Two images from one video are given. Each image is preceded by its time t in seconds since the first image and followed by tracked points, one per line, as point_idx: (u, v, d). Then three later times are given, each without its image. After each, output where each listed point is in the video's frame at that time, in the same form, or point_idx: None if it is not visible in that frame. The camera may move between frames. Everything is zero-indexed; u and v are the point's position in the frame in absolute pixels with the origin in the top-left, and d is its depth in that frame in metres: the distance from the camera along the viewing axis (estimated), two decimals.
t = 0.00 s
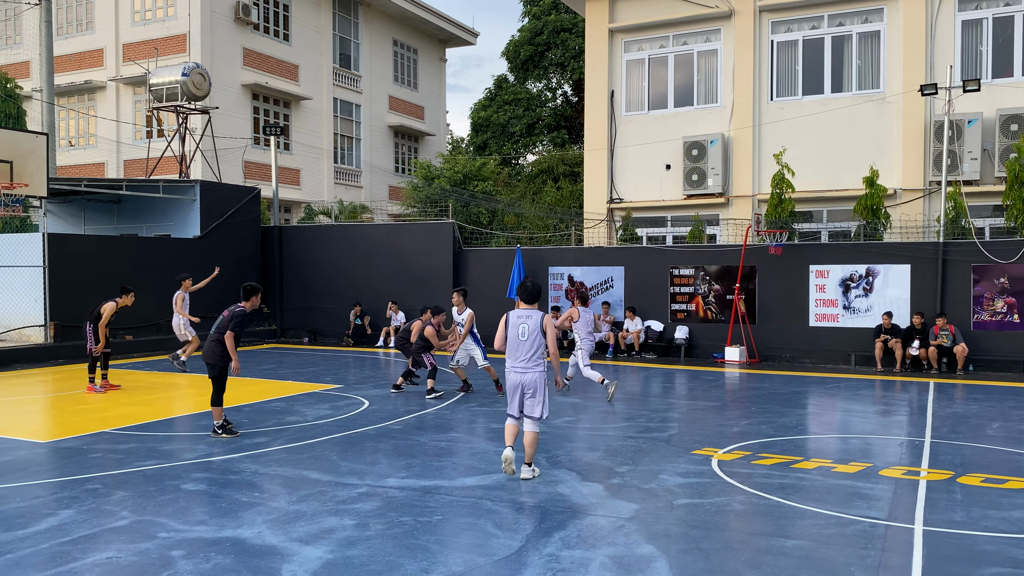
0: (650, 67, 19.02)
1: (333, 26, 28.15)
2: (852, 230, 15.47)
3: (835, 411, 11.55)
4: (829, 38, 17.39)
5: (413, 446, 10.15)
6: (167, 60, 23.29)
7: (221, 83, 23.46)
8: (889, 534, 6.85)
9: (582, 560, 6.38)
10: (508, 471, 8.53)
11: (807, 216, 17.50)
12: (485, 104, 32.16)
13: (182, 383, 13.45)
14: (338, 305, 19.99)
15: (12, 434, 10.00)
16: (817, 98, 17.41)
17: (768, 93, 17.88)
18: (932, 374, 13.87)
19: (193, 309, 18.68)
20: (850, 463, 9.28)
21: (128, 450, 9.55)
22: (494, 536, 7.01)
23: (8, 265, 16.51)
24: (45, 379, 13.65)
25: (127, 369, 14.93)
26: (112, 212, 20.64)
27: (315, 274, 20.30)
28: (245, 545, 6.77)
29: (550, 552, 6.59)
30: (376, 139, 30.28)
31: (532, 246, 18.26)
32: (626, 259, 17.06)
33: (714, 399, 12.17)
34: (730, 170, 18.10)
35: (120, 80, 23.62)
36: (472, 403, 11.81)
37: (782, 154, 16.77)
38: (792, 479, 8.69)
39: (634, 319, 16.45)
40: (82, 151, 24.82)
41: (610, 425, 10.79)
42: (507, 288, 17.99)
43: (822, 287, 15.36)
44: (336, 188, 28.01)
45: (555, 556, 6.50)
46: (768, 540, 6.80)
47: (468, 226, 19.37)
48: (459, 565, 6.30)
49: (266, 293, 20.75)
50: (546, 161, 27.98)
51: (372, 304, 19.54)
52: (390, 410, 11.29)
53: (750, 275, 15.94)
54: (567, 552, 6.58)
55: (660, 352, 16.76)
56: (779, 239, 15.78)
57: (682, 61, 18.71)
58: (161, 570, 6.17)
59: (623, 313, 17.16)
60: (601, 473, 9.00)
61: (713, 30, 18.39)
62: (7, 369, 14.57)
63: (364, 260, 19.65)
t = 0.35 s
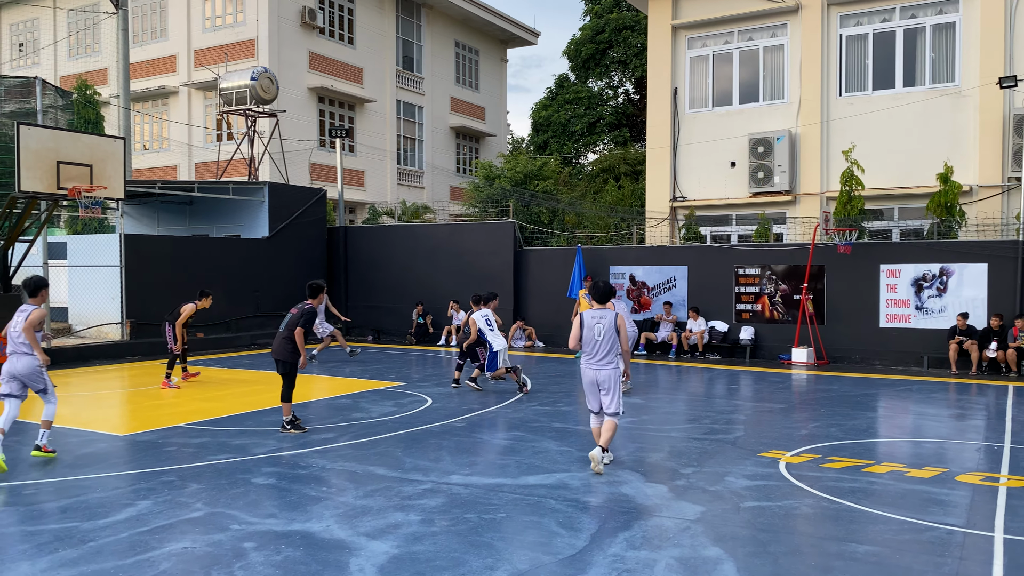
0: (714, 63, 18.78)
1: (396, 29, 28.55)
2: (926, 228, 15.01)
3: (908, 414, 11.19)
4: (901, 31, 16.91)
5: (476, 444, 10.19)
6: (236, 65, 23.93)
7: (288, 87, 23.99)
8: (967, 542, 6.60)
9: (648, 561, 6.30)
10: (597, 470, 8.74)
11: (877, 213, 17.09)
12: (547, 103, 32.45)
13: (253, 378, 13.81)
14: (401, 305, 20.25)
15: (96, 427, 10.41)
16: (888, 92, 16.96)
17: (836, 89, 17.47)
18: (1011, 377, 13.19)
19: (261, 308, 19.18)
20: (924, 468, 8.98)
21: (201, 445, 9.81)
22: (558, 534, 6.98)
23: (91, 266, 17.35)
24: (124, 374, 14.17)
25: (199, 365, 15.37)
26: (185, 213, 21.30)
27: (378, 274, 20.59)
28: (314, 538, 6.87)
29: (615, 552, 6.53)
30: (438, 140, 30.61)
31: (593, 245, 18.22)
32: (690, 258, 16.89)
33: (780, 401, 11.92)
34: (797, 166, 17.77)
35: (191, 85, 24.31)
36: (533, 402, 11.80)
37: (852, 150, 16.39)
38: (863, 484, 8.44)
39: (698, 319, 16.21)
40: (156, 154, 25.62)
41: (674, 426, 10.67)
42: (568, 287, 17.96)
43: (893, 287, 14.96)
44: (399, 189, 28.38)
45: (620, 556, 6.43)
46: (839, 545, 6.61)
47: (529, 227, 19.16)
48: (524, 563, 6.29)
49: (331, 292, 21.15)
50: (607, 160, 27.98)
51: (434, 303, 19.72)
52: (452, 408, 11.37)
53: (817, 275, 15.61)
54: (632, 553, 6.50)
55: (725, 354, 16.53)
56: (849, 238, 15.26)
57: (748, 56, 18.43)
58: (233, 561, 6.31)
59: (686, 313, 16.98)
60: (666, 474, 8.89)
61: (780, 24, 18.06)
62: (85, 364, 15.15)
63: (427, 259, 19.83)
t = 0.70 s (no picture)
0: (796, 57, 18.32)
1: (472, 31, 28.90)
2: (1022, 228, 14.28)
3: (1002, 420, 10.72)
4: (996, 20, 16.14)
5: (551, 443, 10.23)
6: (317, 70, 24.51)
7: (367, 91, 24.52)
8: None
9: (727, 565, 6.21)
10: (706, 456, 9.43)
11: (970, 211, 16.42)
12: (621, 101, 32.25)
13: (334, 375, 14.20)
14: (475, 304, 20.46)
15: (190, 421, 10.86)
16: (982, 84, 16.26)
17: (925, 81, 16.90)
18: None
19: (340, 307, 19.65)
20: (1021, 477, 8.57)
21: (285, 439, 10.13)
22: (635, 536, 6.93)
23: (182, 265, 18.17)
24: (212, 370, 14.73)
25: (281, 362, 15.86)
26: (268, 215, 21.90)
27: (453, 273, 20.85)
28: (394, 533, 7.00)
29: (693, 554, 6.46)
30: (512, 140, 30.85)
31: (669, 245, 17.91)
32: (771, 257, 16.56)
33: (864, 405, 11.58)
34: (883, 164, 17.26)
35: (274, 90, 25.00)
36: (608, 403, 11.76)
37: (942, 145, 15.77)
38: (954, 491, 8.12)
39: (780, 320, 15.89)
40: (240, 158, 26.51)
41: (753, 429, 10.50)
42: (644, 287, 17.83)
43: (986, 287, 14.32)
44: (473, 190, 28.71)
45: (698, 559, 6.35)
46: (928, 554, 6.38)
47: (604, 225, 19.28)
48: (601, 563, 6.27)
49: (408, 291, 21.54)
50: (685, 158, 27.94)
51: (508, 303, 19.84)
52: (528, 408, 11.45)
53: (905, 274, 15.13)
54: (710, 556, 6.41)
55: (807, 356, 16.14)
56: (939, 237, 14.64)
57: (830, 50, 17.93)
58: (316, 553, 6.46)
59: (767, 314, 16.67)
60: (745, 477, 8.73)
61: (865, 16, 17.52)
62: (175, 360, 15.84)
63: (501, 259, 19.96)
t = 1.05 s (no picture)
0: (881, 50, 17.76)
1: (546, 30, 29.12)
2: None
3: None
4: None
5: (626, 444, 10.18)
6: (394, 74, 24.97)
7: (442, 93, 25.03)
8: None
9: (809, 571, 5.98)
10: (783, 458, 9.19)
11: None
12: (698, 97, 32.31)
13: (409, 373, 14.46)
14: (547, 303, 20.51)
15: (272, 416, 11.19)
16: None
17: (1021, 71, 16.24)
18: None
19: (415, 306, 19.96)
20: None
21: (363, 435, 10.33)
22: (711, 539, 6.74)
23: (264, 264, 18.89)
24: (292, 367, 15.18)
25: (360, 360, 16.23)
26: (346, 217, 22.39)
27: (524, 273, 20.95)
28: (469, 530, 6.95)
29: (771, 559, 6.24)
30: (586, 139, 30.98)
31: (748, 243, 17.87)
32: (854, 257, 16.16)
33: (953, 410, 11.16)
34: (974, 158, 16.67)
35: (352, 94, 25.52)
36: (683, 404, 11.67)
37: None
38: None
39: (862, 321, 15.47)
40: (320, 161, 27.30)
41: (834, 433, 10.24)
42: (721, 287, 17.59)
43: None
44: (546, 189, 28.96)
45: (777, 564, 6.14)
46: None
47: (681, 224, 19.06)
48: (676, 566, 6.10)
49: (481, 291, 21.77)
50: (763, 154, 28.06)
51: (581, 303, 19.82)
52: (602, 408, 11.43)
53: (998, 273, 14.48)
54: (789, 562, 6.19)
55: (891, 358, 15.66)
56: None
57: (918, 42, 17.35)
58: (394, 547, 6.43)
59: (849, 315, 16.22)
60: (826, 482, 8.42)
61: (955, 6, 16.87)
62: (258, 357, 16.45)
63: (573, 258, 19.95)
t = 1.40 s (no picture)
0: (951, 41, 17.75)
1: (605, 27, 29.19)
2: None
3: None
4: None
5: (685, 446, 10.02)
6: (453, 75, 25.18)
7: (502, 94, 25.33)
8: None
9: None
10: (848, 459, 8.94)
11: None
12: (761, 93, 32.18)
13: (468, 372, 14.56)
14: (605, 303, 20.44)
15: (335, 413, 11.39)
16: None
17: None
18: None
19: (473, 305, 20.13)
20: None
21: (420, 433, 10.38)
22: (773, 542, 6.41)
23: (326, 264, 19.37)
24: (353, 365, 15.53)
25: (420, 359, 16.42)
26: (405, 216, 22.64)
27: (582, 272, 20.94)
28: (525, 528, 6.75)
29: (837, 565, 5.92)
30: (645, 137, 31.00)
31: (813, 242, 17.74)
32: (923, 255, 15.71)
33: None
34: None
35: (412, 96, 25.80)
36: (744, 406, 11.50)
37: None
38: None
39: (932, 322, 15.08)
40: (380, 163, 27.69)
41: (902, 437, 9.93)
42: (784, 287, 17.29)
43: None
44: (604, 188, 29.06)
45: (843, 570, 5.81)
46: None
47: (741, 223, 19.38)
48: (737, 569, 5.80)
49: (538, 290, 21.86)
50: (828, 151, 27.23)
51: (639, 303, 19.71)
52: (660, 410, 11.32)
53: None
54: (856, 568, 5.86)
55: (963, 360, 15.11)
56: None
57: (991, 33, 17.23)
58: (451, 544, 6.33)
59: (918, 315, 15.79)
60: (893, 486, 8.04)
61: None
62: (320, 356, 16.83)
63: (631, 257, 19.83)
